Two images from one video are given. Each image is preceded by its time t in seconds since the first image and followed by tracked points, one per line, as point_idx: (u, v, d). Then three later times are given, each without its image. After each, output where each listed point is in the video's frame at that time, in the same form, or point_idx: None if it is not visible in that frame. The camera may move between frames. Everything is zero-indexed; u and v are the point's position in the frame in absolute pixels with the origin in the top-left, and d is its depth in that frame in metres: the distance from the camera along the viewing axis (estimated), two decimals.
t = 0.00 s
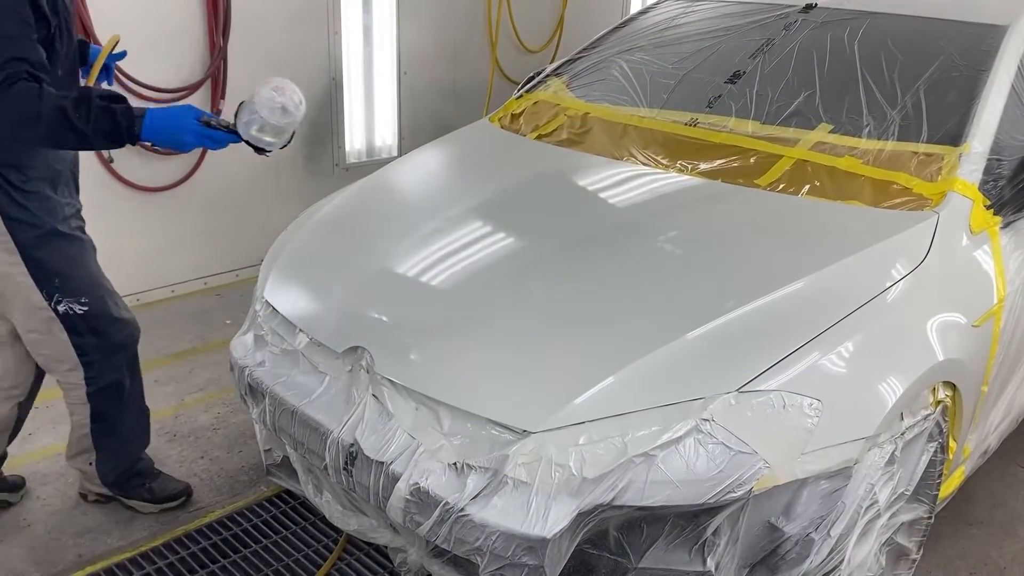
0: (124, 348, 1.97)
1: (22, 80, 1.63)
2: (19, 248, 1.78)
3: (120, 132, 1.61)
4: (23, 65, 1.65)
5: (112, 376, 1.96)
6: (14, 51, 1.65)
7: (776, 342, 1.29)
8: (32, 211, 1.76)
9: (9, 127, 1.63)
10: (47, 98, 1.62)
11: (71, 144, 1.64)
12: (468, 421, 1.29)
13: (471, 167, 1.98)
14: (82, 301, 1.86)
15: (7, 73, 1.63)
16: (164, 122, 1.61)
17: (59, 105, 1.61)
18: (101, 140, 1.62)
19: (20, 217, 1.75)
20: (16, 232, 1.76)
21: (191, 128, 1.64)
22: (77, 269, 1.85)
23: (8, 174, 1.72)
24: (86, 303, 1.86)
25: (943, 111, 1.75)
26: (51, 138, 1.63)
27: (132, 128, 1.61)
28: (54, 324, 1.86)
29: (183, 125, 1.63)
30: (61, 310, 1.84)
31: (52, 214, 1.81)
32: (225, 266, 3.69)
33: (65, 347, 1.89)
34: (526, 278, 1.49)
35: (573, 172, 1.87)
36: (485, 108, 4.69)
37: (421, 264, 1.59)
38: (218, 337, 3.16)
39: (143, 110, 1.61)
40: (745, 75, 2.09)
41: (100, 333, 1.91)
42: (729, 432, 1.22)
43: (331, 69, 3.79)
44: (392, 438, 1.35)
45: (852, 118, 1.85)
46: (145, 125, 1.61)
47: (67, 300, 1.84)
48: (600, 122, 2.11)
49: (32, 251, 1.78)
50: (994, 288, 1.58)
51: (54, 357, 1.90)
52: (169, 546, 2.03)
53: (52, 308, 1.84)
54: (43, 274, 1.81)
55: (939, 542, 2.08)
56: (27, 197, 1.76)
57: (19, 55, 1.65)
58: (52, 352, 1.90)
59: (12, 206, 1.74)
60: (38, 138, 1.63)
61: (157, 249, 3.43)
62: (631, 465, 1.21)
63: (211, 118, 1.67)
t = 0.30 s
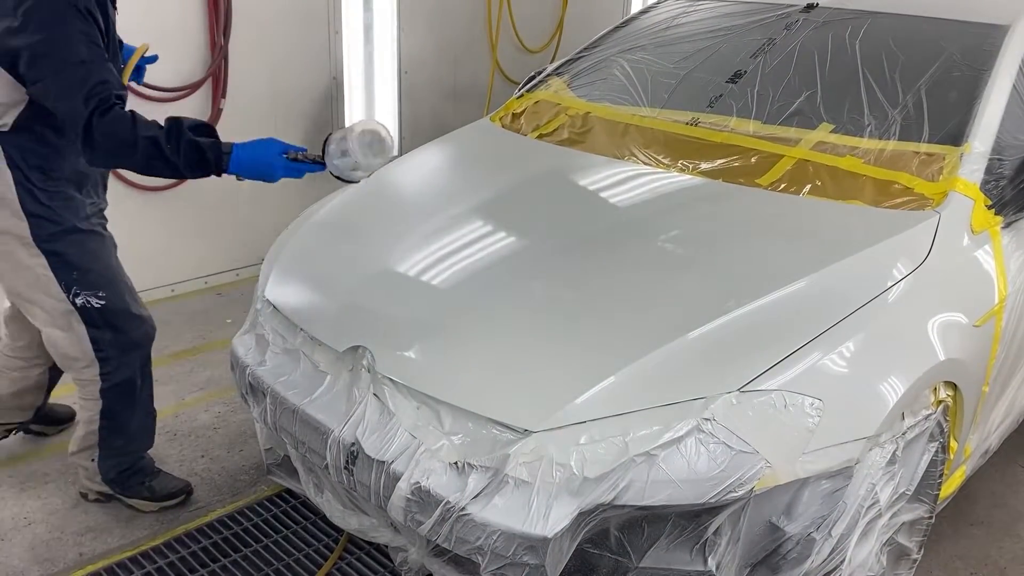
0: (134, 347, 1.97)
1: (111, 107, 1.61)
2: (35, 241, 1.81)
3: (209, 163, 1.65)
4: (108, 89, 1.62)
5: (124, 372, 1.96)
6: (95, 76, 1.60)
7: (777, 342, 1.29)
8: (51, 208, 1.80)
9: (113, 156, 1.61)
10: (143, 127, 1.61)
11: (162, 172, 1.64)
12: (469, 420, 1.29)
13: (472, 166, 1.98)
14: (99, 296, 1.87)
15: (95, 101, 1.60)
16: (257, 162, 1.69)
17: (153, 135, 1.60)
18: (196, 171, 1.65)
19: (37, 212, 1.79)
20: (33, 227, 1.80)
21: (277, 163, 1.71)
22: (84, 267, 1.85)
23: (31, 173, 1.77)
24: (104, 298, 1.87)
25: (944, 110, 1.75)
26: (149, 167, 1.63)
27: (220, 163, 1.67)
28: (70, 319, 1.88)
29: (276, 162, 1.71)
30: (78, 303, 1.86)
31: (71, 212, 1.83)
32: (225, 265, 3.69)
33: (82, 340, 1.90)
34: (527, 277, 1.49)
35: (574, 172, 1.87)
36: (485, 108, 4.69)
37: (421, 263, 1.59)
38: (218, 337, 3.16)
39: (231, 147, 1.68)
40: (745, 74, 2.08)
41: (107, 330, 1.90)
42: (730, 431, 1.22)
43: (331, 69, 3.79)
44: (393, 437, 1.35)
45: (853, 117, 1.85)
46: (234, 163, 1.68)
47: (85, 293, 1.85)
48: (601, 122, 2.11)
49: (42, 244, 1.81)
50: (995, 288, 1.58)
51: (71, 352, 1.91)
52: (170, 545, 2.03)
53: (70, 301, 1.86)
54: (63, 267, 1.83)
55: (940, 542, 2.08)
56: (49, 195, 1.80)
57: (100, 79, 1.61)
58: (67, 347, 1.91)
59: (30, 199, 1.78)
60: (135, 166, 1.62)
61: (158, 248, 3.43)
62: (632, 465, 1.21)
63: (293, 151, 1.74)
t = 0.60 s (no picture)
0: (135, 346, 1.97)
1: (116, 157, 1.61)
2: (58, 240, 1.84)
3: (177, 244, 1.67)
4: (121, 134, 1.62)
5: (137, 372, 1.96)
6: (112, 122, 1.60)
7: (777, 342, 1.29)
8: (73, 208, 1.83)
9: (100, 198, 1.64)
10: (135, 192, 1.64)
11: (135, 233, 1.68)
12: (470, 419, 1.29)
13: (473, 166, 1.98)
14: (123, 294, 1.88)
15: (103, 145, 1.60)
16: (214, 273, 1.65)
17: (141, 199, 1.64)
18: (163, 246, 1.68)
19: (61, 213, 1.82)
20: (56, 227, 1.83)
21: (231, 284, 1.64)
22: (101, 266, 1.86)
23: (55, 181, 1.81)
24: (127, 297, 1.88)
25: (945, 111, 1.75)
26: (127, 221, 1.66)
27: (188, 252, 1.67)
28: (95, 318, 1.91)
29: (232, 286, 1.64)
30: (103, 303, 1.87)
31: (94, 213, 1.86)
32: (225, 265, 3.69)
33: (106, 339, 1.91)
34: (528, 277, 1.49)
35: (575, 172, 1.87)
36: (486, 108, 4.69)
37: (422, 263, 1.59)
38: (218, 336, 3.16)
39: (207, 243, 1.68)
40: (746, 75, 2.08)
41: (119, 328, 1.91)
42: (730, 432, 1.22)
43: (332, 68, 3.79)
44: (393, 437, 1.34)
45: (854, 118, 1.85)
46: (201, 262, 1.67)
47: (109, 292, 1.86)
48: (602, 121, 2.11)
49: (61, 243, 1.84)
50: (996, 288, 1.58)
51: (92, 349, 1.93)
52: (169, 545, 2.02)
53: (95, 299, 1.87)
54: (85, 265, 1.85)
55: (940, 543, 2.08)
56: (72, 198, 1.83)
57: (117, 126, 1.61)
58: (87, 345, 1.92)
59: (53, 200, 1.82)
60: (117, 216, 1.66)
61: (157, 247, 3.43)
62: (633, 465, 1.20)
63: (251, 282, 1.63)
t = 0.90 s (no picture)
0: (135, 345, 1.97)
1: (137, 133, 1.56)
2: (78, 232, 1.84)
3: (195, 223, 1.55)
4: (145, 114, 1.58)
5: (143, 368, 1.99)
6: (137, 101, 1.57)
7: (778, 342, 1.29)
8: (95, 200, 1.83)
9: (122, 177, 1.57)
10: (156, 166, 1.55)
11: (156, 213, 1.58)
12: (471, 419, 1.29)
13: (474, 166, 1.98)
14: (137, 291, 1.90)
15: (126, 122, 1.56)
16: (229, 249, 1.57)
17: (163, 172, 1.55)
18: (182, 225, 1.56)
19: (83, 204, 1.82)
20: (78, 219, 1.83)
21: (241, 269, 1.56)
22: (117, 262, 1.87)
23: (77, 170, 1.80)
24: (141, 295, 1.90)
25: (946, 111, 1.75)
26: (148, 201, 1.57)
27: (202, 229, 1.56)
28: (109, 314, 1.93)
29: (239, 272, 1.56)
30: (117, 299, 1.88)
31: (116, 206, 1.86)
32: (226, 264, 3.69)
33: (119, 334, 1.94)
34: (529, 277, 1.49)
35: (576, 171, 1.87)
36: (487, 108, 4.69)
37: (423, 263, 1.59)
38: (218, 336, 3.16)
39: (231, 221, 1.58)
40: (747, 75, 2.09)
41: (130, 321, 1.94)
42: (731, 432, 1.22)
43: (333, 68, 3.79)
44: (394, 436, 1.34)
45: (855, 118, 1.85)
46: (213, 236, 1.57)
47: (124, 289, 1.88)
48: (603, 121, 2.11)
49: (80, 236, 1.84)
50: (996, 289, 1.58)
51: (104, 343, 1.95)
52: (170, 544, 2.02)
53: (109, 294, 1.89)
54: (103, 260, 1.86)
55: (940, 543, 2.08)
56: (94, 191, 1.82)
57: (141, 105, 1.58)
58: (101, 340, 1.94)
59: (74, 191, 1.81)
60: (138, 194, 1.57)
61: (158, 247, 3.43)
62: (633, 465, 1.20)
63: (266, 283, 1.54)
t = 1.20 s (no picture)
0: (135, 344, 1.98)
1: (225, 75, 1.53)
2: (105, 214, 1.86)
3: (302, 143, 1.49)
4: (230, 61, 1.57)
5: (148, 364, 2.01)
6: (219, 53, 1.57)
7: (779, 342, 1.29)
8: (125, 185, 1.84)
9: (216, 124, 1.53)
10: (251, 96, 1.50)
11: (259, 145, 1.51)
12: (472, 419, 1.29)
13: (474, 166, 1.98)
14: (153, 282, 1.92)
15: (213, 69, 1.54)
16: (337, 157, 1.50)
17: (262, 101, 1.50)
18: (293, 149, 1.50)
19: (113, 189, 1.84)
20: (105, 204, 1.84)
21: (357, 172, 1.50)
22: (138, 251, 1.89)
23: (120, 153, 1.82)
24: (157, 286, 1.92)
25: (947, 112, 1.75)
26: (248, 138, 1.51)
27: (312, 145, 1.50)
28: (123, 302, 1.93)
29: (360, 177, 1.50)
30: (133, 286, 1.90)
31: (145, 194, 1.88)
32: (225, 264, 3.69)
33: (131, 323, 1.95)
34: (530, 277, 1.49)
35: (577, 171, 1.87)
36: (488, 108, 4.69)
37: (424, 263, 1.59)
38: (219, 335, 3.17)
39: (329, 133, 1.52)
40: (748, 76, 2.09)
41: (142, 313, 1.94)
42: (732, 432, 1.22)
43: (333, 68, 3.79)
44: (395, 436, 1.35)
45: (856, 119, 1.85)
46: (319, 150, 1.50)
47: (141, 277, 1.90)
48: (604, 122, 2.11)
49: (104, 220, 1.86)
50: (997, 290, 1.58)
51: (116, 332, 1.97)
52: (170, 544, 2.03)
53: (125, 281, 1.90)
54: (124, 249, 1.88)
55: (940, 543, 2.09)
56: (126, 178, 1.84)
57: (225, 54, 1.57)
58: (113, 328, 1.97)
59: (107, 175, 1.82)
60: (238, 130, 1.50)
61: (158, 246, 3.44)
62: (634, 464, 1.21)
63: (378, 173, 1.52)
